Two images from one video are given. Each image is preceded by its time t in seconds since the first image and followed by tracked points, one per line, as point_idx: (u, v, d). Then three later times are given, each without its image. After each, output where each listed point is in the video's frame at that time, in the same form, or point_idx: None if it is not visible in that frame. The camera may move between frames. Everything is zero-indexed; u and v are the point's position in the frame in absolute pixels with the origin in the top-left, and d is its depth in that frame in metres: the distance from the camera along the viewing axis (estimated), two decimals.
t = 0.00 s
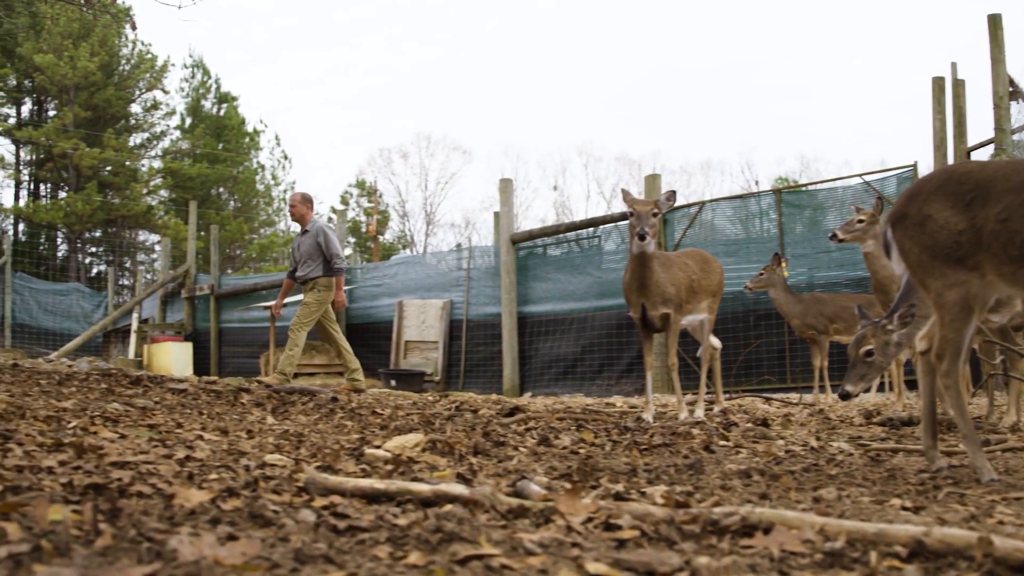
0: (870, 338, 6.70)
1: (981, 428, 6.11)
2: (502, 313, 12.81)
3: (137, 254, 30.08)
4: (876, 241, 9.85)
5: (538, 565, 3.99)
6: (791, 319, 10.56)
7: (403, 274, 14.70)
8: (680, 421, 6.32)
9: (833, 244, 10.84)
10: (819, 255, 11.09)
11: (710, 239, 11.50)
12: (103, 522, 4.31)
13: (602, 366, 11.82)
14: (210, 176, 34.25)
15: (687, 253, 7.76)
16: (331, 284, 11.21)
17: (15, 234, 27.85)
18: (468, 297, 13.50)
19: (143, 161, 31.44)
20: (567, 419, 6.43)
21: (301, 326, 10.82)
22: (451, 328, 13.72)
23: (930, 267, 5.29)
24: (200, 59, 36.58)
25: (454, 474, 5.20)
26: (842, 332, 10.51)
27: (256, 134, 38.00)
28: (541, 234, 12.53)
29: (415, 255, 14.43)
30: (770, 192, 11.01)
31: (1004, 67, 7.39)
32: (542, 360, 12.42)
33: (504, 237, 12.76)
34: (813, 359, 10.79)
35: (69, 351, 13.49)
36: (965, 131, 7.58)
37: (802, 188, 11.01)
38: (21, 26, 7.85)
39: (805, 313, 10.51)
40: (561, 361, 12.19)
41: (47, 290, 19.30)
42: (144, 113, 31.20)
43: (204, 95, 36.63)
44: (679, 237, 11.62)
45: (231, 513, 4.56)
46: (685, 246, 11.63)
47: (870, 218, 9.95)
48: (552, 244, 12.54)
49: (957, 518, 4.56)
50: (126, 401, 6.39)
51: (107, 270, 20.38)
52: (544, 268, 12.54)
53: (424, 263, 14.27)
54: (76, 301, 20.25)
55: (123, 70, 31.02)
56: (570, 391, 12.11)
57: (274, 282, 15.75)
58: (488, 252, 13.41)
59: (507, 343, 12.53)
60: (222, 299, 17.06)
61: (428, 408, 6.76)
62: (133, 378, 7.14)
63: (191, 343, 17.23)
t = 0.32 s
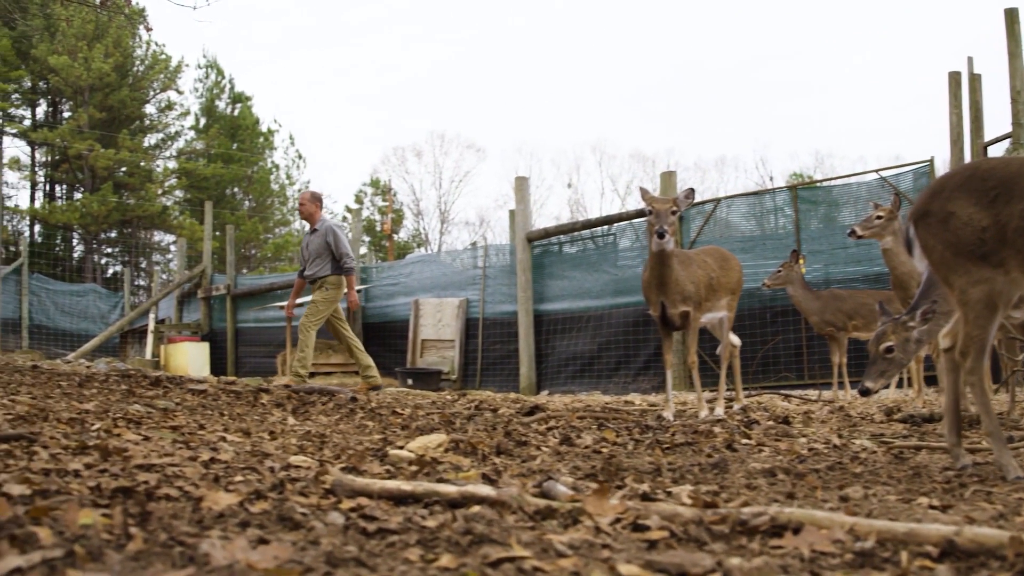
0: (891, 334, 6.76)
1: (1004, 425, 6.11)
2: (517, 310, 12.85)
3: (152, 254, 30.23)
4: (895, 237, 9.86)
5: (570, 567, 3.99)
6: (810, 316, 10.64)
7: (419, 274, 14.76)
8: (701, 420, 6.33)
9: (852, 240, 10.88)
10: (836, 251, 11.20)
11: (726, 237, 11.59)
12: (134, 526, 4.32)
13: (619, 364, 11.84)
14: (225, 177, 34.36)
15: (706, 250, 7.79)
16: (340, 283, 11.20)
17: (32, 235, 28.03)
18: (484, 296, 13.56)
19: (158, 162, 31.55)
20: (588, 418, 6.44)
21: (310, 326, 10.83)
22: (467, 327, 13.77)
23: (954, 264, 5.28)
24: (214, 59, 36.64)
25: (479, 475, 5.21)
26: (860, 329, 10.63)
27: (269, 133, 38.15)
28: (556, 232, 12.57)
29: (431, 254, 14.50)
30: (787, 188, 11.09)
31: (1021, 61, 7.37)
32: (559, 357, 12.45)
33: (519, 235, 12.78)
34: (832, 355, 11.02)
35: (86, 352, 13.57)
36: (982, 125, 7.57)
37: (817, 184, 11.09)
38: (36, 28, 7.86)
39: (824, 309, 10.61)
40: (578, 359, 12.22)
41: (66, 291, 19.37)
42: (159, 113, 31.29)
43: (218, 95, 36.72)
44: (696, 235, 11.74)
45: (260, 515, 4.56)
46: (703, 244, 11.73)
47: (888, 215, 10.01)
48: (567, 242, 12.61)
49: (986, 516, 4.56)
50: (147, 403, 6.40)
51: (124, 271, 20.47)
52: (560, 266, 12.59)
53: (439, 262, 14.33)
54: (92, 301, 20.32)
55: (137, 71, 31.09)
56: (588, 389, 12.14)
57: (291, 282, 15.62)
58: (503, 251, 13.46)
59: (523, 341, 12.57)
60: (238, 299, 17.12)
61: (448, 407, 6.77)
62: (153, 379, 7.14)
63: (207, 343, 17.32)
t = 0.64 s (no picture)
0: (918, 333, 6.74)
1: None
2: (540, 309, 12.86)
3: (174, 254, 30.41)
4: (921, 235, 9.81)
5: (609, 570, 3.98)
6: (836, 315, 10.71)
7: (440, 273, 14.81)
8: (728, 419, 6.34)
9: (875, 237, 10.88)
10: (859, 249, 11.22)
11: (748, 235, 11.62)
12: (171, 530, 4.33)
13: (641, 363, 11.85)
14: (246, 177, 34.53)
15: (732, 249, 7.81)
16: (354, 280, 11.20)
17: (55, 236, 28.22)
18: (506, 295, 13.58)
19: (179, 162, 31.65)
20: (615, 418, 6.44)
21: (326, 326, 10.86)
22: (489, 326, 13.79)
23: (986, 262, 5.26)
24: (234, 61, 36.80)
25: (510, 476, 5.22)
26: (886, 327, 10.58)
27: (289, 133, 38.35)
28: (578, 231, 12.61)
29: (453, 254, 14.55)
30: (808, 186, 11.11)
31: None
32: (582, 356, 12.47)
33: (541, 234, 12.80)
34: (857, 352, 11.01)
35: (110, 353, 13.65)
36: (1006, 121, 7.54)
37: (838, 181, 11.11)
38: (58, 30, 7.89)
39: (849, 308, 10.67)
40: (601, 358, 12.24)
41: (89, 292, 19.43)
42: (180, 114, 31.39)
43: (239, 96, 36.90)
44: (718, 233, 11.79)
45: (296, 518, 4.57)
46: (725, 242, 11.78)
47: (914, 212, 9.90)
48: (588, 241, 12.65)
49: (1023, 516, 4.54)
50: (175, 405, 6.41)
51: (147, 272, 20.59)
52: (582, 265, 12.61)
53: (461, 262, 14.38)
54: (115, 302, 20.41)
55: (159, 72, 31.03)
56: (610, 388, 12.14)
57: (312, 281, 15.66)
58: (524, 250, 13.49)
59: (546, 340, 12.58)
60: (261, 299, 17.18)
61: (474, 407, 6.78)
62: (179, 380, 7.16)
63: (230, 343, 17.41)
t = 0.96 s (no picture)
0: (948, 333, 6.77)
1: None
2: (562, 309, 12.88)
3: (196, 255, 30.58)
4: (948, 235, 9.81)
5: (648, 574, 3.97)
6: (861, 315, 10.72)
7: (462, 273, 14.85)
8: (755, 420, 6.34)
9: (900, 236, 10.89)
10: (883, 248, 11.23)
11: (769, 234, 11.62)
12: (209, 535, 4.34)
13: (664, 363, 11.85)
14: (268, 177, 34.63)
15: (757, 249, 7.82)
16: (370, 278, 11.20)
17: (77, 238, 28.46)
18: (529, 295, 13.61)
19: (201, 164, 31.79)
20: (641, 419, 6.45)
21: (346, 329, 10.89)
22: (512, 326, 13.82)
23: (1017, 262, 5.24)
24: (255, 62, 36.95)
25: (542, 478, 5.22)
26: (911, 326, 10.65)
27: (309, 134, 38.54)
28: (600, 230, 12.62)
29: (475, 254, 14.58)
30: (830, 185, 11.09)
31: None
32: (605, 356, 12.48)
33: (563, 234, 12.82)
34: (882, 352, 11.01)
35: (135, 354, 13.76)
36: None
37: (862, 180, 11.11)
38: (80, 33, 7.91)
39: (875, 308, 10.68)
40: (624, 358, 12.24)
41: (111, 293, 19.54)
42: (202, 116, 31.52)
43: (260, 97, 37.05)
44: (740, 232, 11.81)
45: (331, 522, 4.58)
46: (748, 241, 11.79)
47: (941, 211, 9.89)
48: (609, 241, 12.67)
49: None
50: (202, 406, 6.43)
51: (170, 273, 20.71)
52: (605, 265, 12.62)
53: (483, 262, 14.41)
54: (138, 304, 20.54)
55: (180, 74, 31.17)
56: (633, 388, 12.14)
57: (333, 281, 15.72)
58: (546, 249, 13.51)
59: (569, 340, 12.60)
60: (283, 299, 17.23)
61: (501, 408, 6.79)
62: (205, 381, 7.18)
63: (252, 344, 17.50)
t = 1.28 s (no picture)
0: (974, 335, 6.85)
1: None
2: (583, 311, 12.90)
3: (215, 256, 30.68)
4: (971, 235, 9.78)
5: None
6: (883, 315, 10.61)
7: (479, 274, 14.87)
8: (780, 422, 6.35)
9: (921, 236, 10.89)
10: (903, 248, 11.21)
11: (788, 234, 11.63)
12: (241, 540, 4.35)
13: (684, 364, 11.84)
14: (286, 180, 34.62)
15: (779, 250, 7.80)
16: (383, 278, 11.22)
17: (97, 240, 28.62)
18: (548, 297, 13.61)
19: (220, 167, 31.90)
20: (665, 421, 6.46)
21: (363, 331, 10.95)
22: (532, 328, 13.84)
23: None
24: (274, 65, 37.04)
25: (569, 482, 5.22)
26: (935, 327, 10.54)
27: (328, 137, 38.68)
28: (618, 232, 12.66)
29: (493, 256, 14.62)
30: (851, 186, 11.12)
31: None
32: (625, 358, 12.49)
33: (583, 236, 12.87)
34: (905, 352, 10.94)
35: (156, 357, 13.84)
36: None
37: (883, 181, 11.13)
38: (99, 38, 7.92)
39: (898, 308, 10.57)
40: (644, 359, 12.25)
41: (131, 296, 19.60)
42: (221, 119, 31.61)
43: (278, 100, 37.10)
44: (761, 234, 11.83)
45: (362, 527, 4.58)
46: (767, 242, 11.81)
47: (964, 211, 9.83)
48: (628, 242, 12.69)
49: None
50: (226, 410, 6.44)
51: (190, 276, 20.78)
52: (624, 266, 12.65)
53: (501, 264, 14.45)
54: (158, 307, 20.64)
55: (198, 78, 31.07)
56: (654, 389, 12.13)
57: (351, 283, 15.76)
58: (565, 251, 13.52)
59: (590, 341, 12.63)
60: (302, 302, 17.26)
61: (523, 410, 6.80)
62: (227, 385, 7.19)
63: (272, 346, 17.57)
